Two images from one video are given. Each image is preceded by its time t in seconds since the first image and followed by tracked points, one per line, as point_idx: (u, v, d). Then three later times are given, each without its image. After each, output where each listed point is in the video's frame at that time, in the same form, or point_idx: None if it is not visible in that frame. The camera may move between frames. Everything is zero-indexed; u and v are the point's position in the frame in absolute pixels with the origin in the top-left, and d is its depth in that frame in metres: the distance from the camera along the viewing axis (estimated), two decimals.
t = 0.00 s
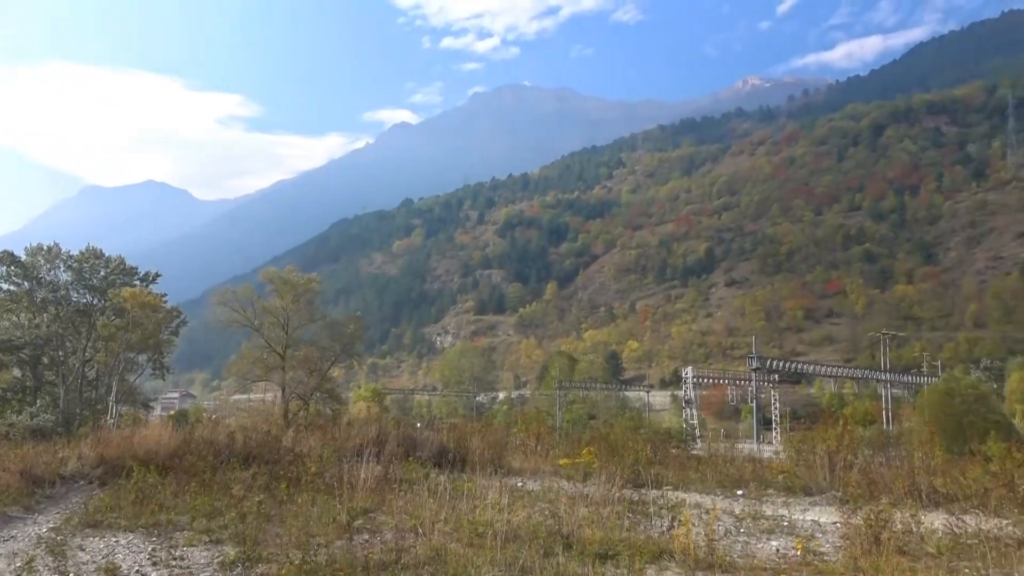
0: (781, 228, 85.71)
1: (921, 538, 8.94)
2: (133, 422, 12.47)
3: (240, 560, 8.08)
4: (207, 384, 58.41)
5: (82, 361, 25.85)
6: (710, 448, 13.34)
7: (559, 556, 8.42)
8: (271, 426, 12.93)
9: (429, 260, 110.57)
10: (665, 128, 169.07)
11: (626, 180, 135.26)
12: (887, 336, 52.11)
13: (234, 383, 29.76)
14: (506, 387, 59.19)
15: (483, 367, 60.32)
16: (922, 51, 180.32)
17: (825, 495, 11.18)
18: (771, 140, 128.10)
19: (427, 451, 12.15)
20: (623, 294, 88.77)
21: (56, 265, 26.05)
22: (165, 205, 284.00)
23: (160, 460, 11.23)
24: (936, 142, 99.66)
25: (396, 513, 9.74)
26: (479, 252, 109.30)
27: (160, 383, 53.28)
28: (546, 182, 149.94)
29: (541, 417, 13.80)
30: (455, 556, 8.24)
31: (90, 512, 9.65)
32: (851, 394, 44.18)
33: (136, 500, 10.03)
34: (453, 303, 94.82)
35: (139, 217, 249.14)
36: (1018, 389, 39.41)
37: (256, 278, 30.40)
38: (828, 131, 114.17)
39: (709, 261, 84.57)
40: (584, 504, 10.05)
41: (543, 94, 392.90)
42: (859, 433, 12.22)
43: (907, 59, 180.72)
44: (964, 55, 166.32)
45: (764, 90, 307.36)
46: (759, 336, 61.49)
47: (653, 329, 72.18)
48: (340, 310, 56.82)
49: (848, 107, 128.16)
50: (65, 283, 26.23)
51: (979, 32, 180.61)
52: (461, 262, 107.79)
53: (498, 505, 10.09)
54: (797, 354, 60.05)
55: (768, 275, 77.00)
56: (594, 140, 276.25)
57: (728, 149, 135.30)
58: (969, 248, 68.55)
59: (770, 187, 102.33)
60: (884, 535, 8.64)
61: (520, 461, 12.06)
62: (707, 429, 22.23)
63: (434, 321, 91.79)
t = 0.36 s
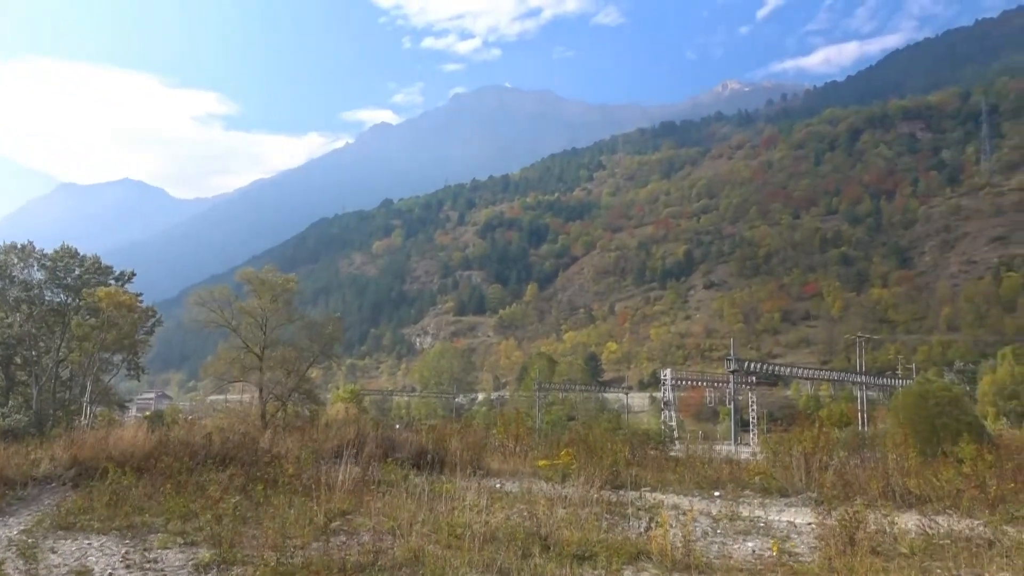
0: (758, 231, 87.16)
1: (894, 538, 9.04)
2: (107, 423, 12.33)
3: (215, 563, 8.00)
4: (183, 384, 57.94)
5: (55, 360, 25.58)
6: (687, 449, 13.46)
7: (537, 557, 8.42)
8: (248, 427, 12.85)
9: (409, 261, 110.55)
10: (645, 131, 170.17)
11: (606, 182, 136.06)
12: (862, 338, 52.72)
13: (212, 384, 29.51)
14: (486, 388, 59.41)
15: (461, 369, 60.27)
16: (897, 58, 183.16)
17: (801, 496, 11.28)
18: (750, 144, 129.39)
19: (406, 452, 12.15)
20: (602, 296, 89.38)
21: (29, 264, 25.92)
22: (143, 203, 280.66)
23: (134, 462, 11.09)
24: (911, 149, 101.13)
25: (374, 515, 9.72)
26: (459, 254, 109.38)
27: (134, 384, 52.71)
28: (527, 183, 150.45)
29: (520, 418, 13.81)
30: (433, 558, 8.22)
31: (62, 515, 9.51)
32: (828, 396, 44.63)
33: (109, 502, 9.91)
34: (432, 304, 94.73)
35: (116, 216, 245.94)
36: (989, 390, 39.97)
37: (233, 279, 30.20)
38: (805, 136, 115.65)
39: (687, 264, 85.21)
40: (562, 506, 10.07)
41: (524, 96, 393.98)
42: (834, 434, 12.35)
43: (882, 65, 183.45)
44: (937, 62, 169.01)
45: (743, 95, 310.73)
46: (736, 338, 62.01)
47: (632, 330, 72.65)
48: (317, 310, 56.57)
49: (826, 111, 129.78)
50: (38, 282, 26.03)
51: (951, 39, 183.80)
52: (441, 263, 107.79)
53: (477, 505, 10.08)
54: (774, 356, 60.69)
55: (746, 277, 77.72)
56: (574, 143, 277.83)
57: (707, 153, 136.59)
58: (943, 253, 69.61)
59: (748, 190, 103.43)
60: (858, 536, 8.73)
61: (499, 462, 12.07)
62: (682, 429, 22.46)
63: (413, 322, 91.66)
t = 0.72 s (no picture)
0: (736, 233, 88.13)
1: (867, 537, 9.15)
2: (80, 424, 12.17)
3: (189, 564, 7.93)
4: (158, 385, 57.45)
5: (26, 359, 25.34)
6: (666, 449, 13.53)
7: (514, 557, 8.42)
8: (224, 427, 12.74)
9: (388, 260, 110.34)
10: (625, 132, 171.12)
11: (586, 182, 136.72)
12: (837, 339, 53.39)
13: (187, 384, 29.20)
14: (464, 388, 59.51)
15: (439, 369, 60.27)
16: (872, 64, 185.92)
17: (777, 496, 11.40)
18: (728, 146, 130.48)
19: (383, 452, 12.13)
20: (581, 296, 89.85)
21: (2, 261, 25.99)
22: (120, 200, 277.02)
23: (107, 463, 10.98)
24: (886, 151, 102.53)
25: (350, 516, 9.67)
26: (438, 253, 109.33)
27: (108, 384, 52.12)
28: (506, 183, 150.77)
29: (498, 419, 13.82)
30: (410, 557, 8.20)
31: (32, 516, 9.37)
32: (804, 397, 45.12)
33: (81, 503, 9.77)
34: (412, 303, 94.59)
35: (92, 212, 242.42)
36: (960, 391, 40.59)
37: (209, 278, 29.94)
38: (783, 138, 116.98)
39: (666, 264, 85.88)
40: (539, 505, 10.08)
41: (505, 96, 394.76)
42: (809, 435, 12.46)
43: (857, 70, 186.08)
44: (911, 67, 171.66)
45: (722, 98, 313.39)
46: (714, 339, 62.54)
47: (610, 330, 73.08)
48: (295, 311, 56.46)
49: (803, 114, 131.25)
50: (10, 280, 26.16)
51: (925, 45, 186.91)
52: (421, 262, 107.72)
53: (454, 505, 10.07)
54: (751, 356, 61.36)
55: (724, 278, 78.43)
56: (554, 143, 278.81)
57: (687, 154, 137.66)
58: (916, 255, 70.61)
59: (727, 192, 104.39)
60: (831, 534, 8.83)
61: (477, 462, 12.05)
62: (662, 431, 22.48)
63: (392, 321, 91.40)
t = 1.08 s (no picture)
0: (714, 234, 89.06)
1: (842, 536, 9.26)
2: (52, 425, 12.01)
3: (164, 567, 7.84)
4: (133, 385, 56.95)
5: None
6: (644, 449, 13.63)
7: (492, 557, 8.42)
8: (200, 427, 12.66)
9: (367, 261, 110.08)
10: (605, 133, 171.97)
11: (566, 183, 137.31)
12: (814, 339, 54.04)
13: (163, 385, 28.88)
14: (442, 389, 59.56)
15: (417, 371, 60.25)
16: (848, 67, 188.30)
17: (753, 495, 11.55)
18: (707, 147, 131.46)
19: (362, 453, 12.13)
20: (560, 297, 90.27)
21: None
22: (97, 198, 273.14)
23: (81, 464, 10.86)
24: (862, 153, 103.87)
25: (328, 517, 9.61)
26: (418, 253, 109.22)
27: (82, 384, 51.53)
28: (486, 183, 151.09)
29: (478, 419, 13.84)
30: (388, 558, 8.19)
31: (4, 519, 9.21)
32: (780, 397, 45.58)
33: (54, 505, 9.64)
34: (391, 303, 94.38)
35: (68, 211, 238.95)
36: (933, 391, 41.20)
37: (186, 277, 29.80)
38: (761, 140, 118.23)
39: (645, 265, 86.49)
40: (518, 505, 10.10)
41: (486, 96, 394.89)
42: (785, 434, 12.58)
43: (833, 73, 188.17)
44: (886, 70, 173.86)
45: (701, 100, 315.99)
46: (692, 340, 63.03)
47: (589, 331, 73.47)
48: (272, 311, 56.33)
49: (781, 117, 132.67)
50: None
51: (899, 48, 189.34)
52: (400, 262, 107.58)
53: (433, 506, 10.05)
54: (729, 356, 61.98)
55: (703, 279, 79.13)
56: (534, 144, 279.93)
57: (666, 155, 138.63)
58: (891, 256, 71.63)
59: (705, 194, 105.31)
60: (808, 533, 8.91)
61: (456, 462, 12.03)
62: (642, 430, 22.48)
63: (372, 321, 91.11)
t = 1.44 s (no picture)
0: (693, 236, 89.73)
1: (817, 536, 9.33)
2: (24, 425, 11.85)
3: (137, 569, 7.76)
4: (107, 384, 56.36)
5: None
6: (622, 449, 13.70)
7: (470, 559, 8.38)
8: (175, 428, 12.53)
9: (346, 261, 109.77)
10: (585, 134, 172.76)
11: (547, 185, 137.83)
12: (790, 341, 54.57)
13: (137, 387, 28.25)
14: (422, 389, 59.62)
15: (395, 372, 60.18)
16: (825, 72, 190.48)
17: (730, 496, 11.66)
18: (686, 150, 132.32)
19: (340, 454, 12.12)
20: (540, 298, 90.61)
21: None
22: (73, 196, 269.21)
23: (54, 465, 10.71)
24: (839, 157, 105.12)
25: (305, 519, 9.56)
26: (397, 254, 109.07)
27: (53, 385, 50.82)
28: (466, 184, 151.27)
29: (457, 420, 13.87)
30: (366, 560, 8.15)
31: None
32: (757, 399, 45.99)
33: (24, 507, 9.50)
34: (370, 304, 94.09)
35: (44, 209, 235.31)
36: (908, 393, 41.78)
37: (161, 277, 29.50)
38: (740, 144, 119.39)
39: (625, 267, 87.05)
40: (496, 506, 10.11)
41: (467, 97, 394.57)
42: (763, 435, 12.66)
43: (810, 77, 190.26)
44: (863, 76, 175.91)
45: (681, 103, 318.52)
46: (670, 341, 63.45)
47: (568, 333, 73.84)
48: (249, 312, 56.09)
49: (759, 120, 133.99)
50: None
51: (876, 54, 191.65)
52: (380, 262, 107.38)
53: (411, 507, 10.03)
54: (707, 358, 62.56)
55: (681, 281, 79.72)
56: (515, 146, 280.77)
57: (645, 157, 139.58)
58: (867, 260, 72.65)
59: (684, 197, 106.17)
60: (783, 534, 8.96)
61: (435, 464, 12.04)
62: (623, 430, 22.58)
63: (351, 322, 90.78)
